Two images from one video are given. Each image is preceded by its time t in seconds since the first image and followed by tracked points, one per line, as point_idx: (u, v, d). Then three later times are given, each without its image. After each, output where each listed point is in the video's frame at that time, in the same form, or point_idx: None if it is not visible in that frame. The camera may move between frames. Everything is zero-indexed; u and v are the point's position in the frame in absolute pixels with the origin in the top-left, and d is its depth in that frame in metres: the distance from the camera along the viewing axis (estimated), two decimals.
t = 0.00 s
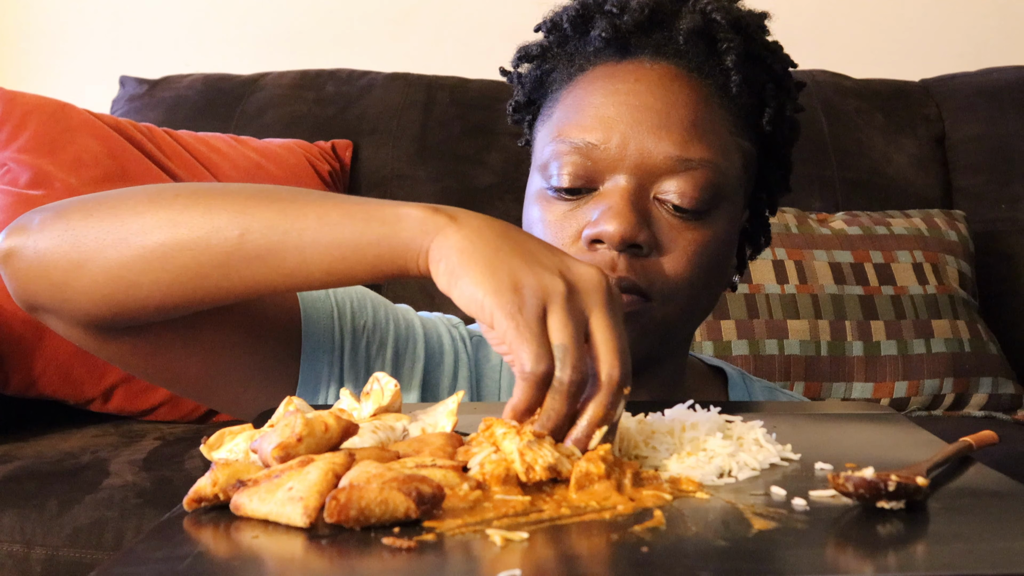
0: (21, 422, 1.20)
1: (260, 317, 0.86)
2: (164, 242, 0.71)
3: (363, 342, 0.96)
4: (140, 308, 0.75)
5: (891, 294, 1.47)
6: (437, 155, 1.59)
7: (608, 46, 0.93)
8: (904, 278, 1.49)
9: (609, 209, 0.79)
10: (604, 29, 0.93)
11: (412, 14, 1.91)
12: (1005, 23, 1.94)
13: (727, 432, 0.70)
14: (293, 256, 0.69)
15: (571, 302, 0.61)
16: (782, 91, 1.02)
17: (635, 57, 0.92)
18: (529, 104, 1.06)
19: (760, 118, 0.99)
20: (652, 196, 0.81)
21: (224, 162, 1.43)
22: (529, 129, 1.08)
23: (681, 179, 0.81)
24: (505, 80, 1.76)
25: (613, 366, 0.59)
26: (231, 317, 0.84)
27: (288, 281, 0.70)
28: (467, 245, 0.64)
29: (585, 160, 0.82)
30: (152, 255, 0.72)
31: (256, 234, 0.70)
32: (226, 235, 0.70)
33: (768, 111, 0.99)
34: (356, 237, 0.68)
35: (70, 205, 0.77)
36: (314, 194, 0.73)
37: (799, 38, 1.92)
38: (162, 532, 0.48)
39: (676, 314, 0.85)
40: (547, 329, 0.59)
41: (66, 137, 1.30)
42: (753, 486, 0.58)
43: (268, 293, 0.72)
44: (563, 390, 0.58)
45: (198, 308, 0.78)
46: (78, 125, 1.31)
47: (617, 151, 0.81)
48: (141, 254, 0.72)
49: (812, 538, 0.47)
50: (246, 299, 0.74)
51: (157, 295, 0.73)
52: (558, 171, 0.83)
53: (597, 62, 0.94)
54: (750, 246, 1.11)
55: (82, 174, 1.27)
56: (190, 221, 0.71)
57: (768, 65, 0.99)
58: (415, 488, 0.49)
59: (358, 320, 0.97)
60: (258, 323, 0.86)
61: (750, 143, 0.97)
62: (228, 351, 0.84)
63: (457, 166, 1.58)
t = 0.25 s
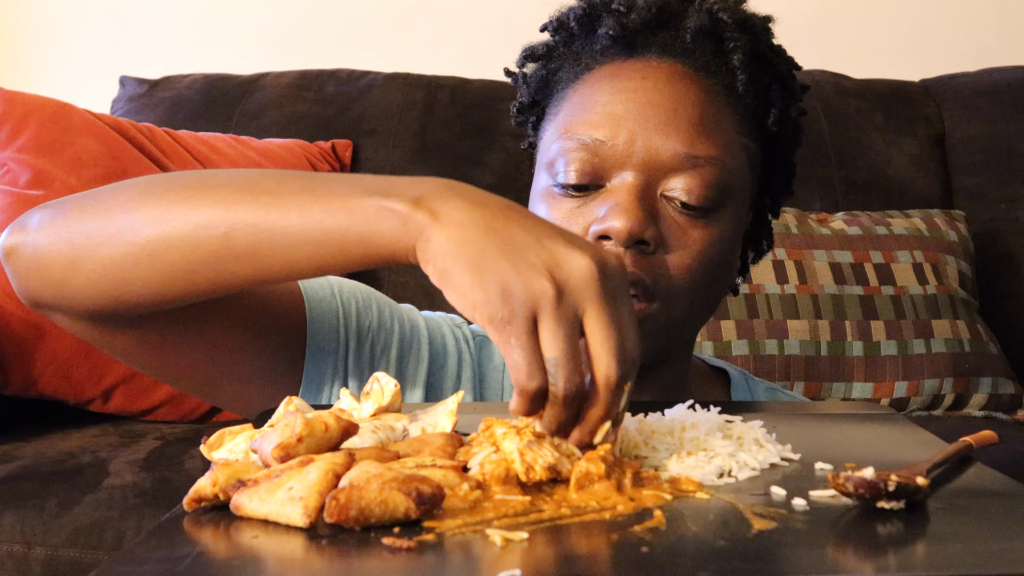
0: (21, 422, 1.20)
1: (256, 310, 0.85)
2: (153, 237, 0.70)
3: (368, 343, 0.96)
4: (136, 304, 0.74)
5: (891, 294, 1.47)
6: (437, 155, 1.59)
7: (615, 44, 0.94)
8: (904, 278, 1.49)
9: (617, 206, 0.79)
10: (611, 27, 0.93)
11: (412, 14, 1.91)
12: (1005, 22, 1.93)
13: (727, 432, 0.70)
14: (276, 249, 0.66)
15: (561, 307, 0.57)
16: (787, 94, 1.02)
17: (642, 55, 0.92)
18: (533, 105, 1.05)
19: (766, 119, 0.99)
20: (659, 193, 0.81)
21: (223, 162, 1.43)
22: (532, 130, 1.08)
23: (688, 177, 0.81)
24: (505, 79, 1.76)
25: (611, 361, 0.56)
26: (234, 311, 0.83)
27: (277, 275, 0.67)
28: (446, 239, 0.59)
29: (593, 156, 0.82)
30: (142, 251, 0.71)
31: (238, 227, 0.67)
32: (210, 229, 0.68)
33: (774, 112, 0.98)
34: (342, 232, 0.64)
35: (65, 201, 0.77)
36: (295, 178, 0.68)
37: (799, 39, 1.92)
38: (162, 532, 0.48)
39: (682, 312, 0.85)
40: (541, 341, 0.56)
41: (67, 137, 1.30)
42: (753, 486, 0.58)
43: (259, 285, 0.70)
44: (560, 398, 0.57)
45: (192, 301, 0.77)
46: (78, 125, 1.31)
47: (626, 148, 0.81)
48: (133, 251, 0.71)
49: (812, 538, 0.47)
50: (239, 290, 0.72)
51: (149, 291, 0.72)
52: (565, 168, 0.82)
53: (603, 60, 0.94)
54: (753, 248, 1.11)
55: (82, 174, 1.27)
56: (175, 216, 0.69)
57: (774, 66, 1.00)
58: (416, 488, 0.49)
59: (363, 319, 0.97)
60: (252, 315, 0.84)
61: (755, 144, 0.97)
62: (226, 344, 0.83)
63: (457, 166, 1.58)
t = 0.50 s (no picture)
0: (20, 422, 1.20)
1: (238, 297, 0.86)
2: (135, 229, 0.69)
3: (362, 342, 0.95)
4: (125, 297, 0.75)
5: (891, 294, 1.47)
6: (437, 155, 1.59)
7: (618, 37, 0.95)
8: (904, 278, 1.49)
9: (619, 190, 0.77)
10: (615, 19, 0.94)
11: (412, 14, 1.91)
12: (1005, 23, 1.93)
13: (727, 432, 0.70)
14: (252, 228, 0.65)
15: (550, 266, 0.51)
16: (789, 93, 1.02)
17: (645, 49, 0.94)
18: (532, 111, 1.06)
19: (769, 116, 1.00)
20: (662, 179, 0.79)
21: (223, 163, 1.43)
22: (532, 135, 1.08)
23: (692, 163, 0.80)
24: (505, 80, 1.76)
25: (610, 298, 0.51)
26: (217, 300, 0.84)
27: (256, 252, 0.66)
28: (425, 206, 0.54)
29: (595, 143, 0.81)
30: (126, 244, 0.70)
31: (216, 213, 0.66)
32: (189, 216, 0.67)
33: (777, 109, 0.99)
34: (311, 212, 0.62)
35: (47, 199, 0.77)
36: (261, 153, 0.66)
37: (799, 39, 1.92)
38: (161, 532, 0.48)
39: (686, 304, 0.83)
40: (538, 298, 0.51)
41: (67, 138, 1.30)
42: (753, 486, 0.58)
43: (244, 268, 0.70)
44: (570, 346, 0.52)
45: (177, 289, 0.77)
46: (78, 125, 1.32)
47: (628, 135, 0.80)
48: (116, 244, 0.71)
49: (812, 538, 0.47)
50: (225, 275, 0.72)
51: (137, 283, 0.72)
52: (567, 156, 0.81)
53: (606, 53, 0.94)
54: (756, 250, 1.10)
55: (82, 175, 1.26)
56: (154, 207, 0.68)
57: (774, 65, 1.01)
58: (416, 488, 0.49)
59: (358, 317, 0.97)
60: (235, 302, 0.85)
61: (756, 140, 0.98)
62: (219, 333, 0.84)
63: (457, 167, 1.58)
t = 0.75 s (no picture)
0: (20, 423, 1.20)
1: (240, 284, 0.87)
2: (143, 217, 0.71)
3: (361, 336, 0.96)
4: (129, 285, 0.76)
5: (891, 293, 1.47)
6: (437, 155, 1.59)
7: (619, 28, 0.96)
8: (904, 278, 1.49)
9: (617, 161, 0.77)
10: (615, 12, 0.96)
11: (412, 14, 1.91)
12: (1005, 22, 1.93)
13: (727, 432, 0.70)
14: (265, 217, 0.69)
15: (583, 228, 0.60)
16: (789, 94, 1.03)
17: (646, 38, 0.95)
18: (531, 124, 1.10)
19: (771, 112, 1.01)
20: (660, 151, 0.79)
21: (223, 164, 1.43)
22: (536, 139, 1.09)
23: (692, 134, 0.80)
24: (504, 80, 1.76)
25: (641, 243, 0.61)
26: (219, 288, 0.85)
27: (268, 238, 0.70)
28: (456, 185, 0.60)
29: (593, 121, 0.82)
30: (132, 230, 0.72)
31: (228, 202, 0.69)
32: (202, 204, 0.70)
33: (779, 108, 1.01)
34: (327, 204, 0.66)
35: (46, 182, 0.78)
36: (271, 140, 0.69)
37: (799, 39, 1.93)
38: (161, 532, 0.48)
39: (688, 291, 0.81)
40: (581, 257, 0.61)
41: (67, 138, 1.29)
42: (753, 486, 0.58)
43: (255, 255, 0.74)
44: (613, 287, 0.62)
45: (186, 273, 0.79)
46: (78, 124, 1.32)
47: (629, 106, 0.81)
48: (123, 231, 0.72)
49: (812, 538, 0.47)
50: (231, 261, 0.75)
51: (143, 270, 0.74)
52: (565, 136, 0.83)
53: (607, 45, 0.96)
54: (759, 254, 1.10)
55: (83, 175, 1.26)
56: (165, 196, 0.71)
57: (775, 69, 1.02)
58: (416, 488, 0.49)
59: (357, 312, 0.97)
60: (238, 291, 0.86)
61: (756, 136, 0.99)
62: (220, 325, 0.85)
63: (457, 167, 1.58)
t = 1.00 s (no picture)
0: (20, 422, 1.20)
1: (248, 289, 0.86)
2: (156, 226, 0.72)
3: (361, 333, 0.96)
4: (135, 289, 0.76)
5: (891, 294, 1.47)
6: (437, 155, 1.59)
7: (621, 33, 1.01)
8: (904, 278, 1.49)
9: (618, 140, 0.80)
10: (617, 17, 1.01)
11: (412, 14, 1.91)
12: (1005, 22, 1.93)
13: (727, 432, 0.70)
14: (279, 249, 0.70)
15: (598, 267, 0.67)
16: (794, 101, 1.04)
17: (649, 39, 0.99)
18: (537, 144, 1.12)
19: (776, 117, 1.02)
20: (662, 138, 0.82)
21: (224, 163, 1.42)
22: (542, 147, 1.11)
23: (692, 124, 0.83)
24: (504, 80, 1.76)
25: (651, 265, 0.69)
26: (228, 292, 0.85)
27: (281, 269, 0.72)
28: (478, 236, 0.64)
29: (596, 110, 0.86)
30: (143, 238, 0.72)
31: (245, 228, 0.71)
32: (219, 226, 0.71)
33: (783, 113, 1.02)
34: (344, 243, 0.68)
35: (50, 166, 0.77)
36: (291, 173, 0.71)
37: (799, 38, 1.93)
38: (161, 532, 0.48)
39: (692, 274, 0.80)
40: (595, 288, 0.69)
41: (67, 138, 1.30)
42: (753, 486, 0.58)
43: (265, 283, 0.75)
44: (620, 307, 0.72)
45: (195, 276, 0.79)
46: (77, 125, 1.32)
47: (631, 90, 0.85)
48: (133, 237, 0.72)
49: (812, 538, 0.47)
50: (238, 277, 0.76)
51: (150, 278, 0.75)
52: (568, 125, 0.87)
53: (612, 48, 1.00)
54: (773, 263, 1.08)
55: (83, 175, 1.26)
56: (181, 211, 0.72)
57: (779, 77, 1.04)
58: (416, 488, 0.49)
59: (359, 307, 0.97)
60: (247, 296, 0.86)
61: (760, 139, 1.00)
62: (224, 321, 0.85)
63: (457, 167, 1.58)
